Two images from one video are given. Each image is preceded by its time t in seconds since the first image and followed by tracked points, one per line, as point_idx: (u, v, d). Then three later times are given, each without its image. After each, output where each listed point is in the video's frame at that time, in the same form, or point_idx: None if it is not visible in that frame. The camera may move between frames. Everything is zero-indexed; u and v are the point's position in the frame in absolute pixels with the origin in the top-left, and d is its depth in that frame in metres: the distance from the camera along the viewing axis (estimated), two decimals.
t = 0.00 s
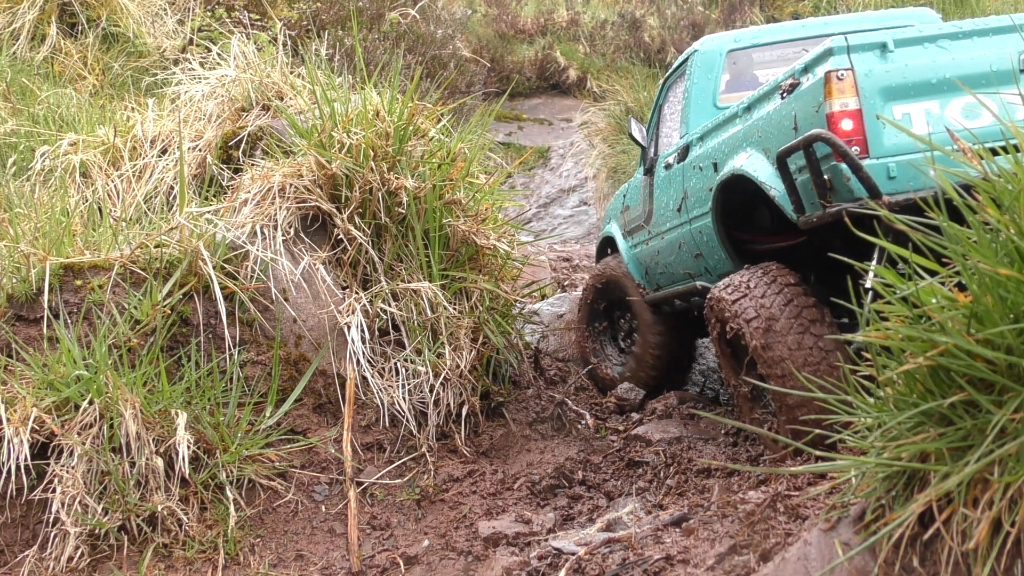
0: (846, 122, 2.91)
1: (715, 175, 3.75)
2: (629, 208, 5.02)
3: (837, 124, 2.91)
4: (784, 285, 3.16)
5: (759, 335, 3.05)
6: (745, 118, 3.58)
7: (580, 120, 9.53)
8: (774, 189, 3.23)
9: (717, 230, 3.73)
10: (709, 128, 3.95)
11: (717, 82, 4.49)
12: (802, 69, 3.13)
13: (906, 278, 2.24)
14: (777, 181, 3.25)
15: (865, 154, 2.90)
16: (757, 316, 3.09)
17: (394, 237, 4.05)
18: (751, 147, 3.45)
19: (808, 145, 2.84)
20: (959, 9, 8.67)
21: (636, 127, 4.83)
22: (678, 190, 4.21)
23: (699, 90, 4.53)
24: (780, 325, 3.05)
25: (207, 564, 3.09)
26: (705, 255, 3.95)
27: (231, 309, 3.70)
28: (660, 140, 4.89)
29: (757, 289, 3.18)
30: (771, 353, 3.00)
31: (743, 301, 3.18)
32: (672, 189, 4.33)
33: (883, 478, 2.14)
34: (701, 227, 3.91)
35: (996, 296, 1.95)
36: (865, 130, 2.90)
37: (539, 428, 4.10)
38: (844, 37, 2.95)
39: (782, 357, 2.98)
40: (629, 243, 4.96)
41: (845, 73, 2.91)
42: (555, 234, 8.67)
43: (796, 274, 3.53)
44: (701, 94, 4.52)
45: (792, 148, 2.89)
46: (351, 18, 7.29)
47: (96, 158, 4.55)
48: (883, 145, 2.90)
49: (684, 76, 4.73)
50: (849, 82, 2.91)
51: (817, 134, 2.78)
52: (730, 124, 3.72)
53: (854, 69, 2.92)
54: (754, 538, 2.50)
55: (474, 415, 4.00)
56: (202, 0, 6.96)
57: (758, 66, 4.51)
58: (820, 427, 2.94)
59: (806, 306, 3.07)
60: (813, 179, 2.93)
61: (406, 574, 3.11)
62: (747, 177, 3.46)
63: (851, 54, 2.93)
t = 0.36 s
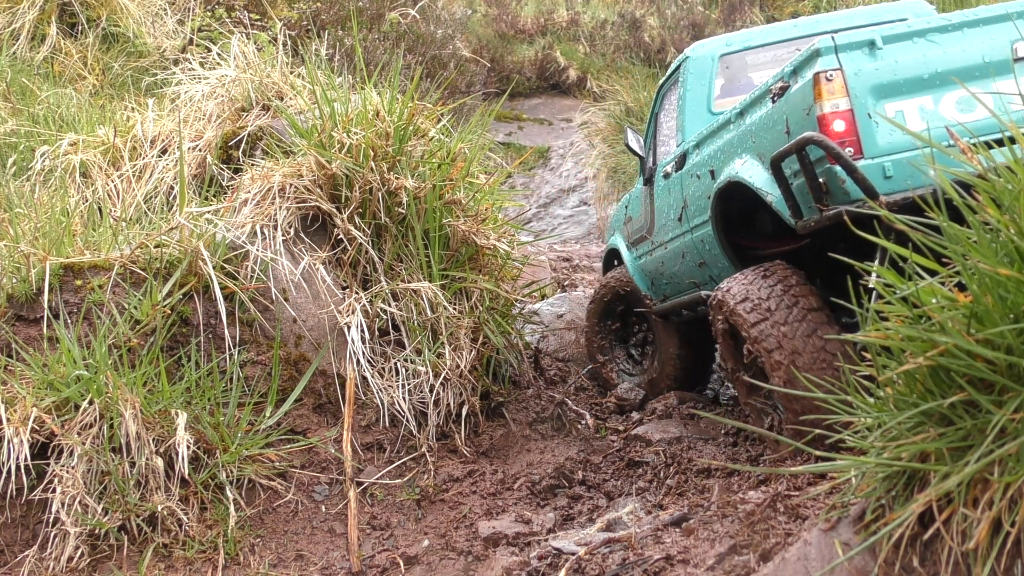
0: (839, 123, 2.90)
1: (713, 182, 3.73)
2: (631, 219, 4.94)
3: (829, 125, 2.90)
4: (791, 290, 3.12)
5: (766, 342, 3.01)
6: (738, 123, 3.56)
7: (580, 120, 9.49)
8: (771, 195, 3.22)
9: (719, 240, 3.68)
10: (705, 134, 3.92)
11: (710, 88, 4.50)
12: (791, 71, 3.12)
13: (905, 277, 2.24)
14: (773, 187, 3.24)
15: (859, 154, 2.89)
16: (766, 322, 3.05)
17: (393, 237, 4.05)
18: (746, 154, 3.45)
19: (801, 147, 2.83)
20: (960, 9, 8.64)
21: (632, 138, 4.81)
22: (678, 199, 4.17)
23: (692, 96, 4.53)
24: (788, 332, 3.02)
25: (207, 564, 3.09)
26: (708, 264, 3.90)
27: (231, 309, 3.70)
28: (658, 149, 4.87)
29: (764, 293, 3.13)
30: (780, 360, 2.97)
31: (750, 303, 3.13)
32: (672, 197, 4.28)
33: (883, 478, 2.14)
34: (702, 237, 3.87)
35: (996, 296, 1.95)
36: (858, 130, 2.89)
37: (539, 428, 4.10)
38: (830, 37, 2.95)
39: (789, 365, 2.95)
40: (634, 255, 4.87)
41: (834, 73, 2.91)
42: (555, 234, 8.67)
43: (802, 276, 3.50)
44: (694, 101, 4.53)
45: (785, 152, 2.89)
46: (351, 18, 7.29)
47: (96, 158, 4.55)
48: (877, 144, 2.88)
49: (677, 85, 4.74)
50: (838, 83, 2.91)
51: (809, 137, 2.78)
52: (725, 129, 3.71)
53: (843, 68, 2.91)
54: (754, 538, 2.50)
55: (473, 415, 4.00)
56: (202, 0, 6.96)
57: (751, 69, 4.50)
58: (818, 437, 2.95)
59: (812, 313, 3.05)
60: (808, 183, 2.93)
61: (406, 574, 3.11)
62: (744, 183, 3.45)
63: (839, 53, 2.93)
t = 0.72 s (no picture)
0: (821, 131, 2.88)
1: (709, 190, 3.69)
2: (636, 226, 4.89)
3: (811, 134, 2.88)
4: (797, 299, 3.08)
5: (770, 353, 2.98)
6: (729, 129, 3.53)
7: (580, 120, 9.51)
8: (761, 205, 3.17)
9: (721, 252, 3.63)
10: (701, 139, 3.86)
11: (705, 91, 4.51)
12: (772, 79, 3.10)
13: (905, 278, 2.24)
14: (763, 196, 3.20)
15: (844, 161, 2.86)
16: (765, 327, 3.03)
17: (393, 237, 4.05)
18: (734, 163, 3.42)
19: (782, 158, 2.82)
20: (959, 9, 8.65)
21: (632, 144, 4.78)
22: (678, 207, 4.11)
23: (689, 99, 4.54)
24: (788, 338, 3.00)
25: (207, 564, 3.10)
26: (713, 271, 3.86)
27: (231, 309, 3.70)
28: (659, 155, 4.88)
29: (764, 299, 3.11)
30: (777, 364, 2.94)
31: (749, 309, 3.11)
32: (672, 204, 4.23)
33: (883, 478, 2.14)
34: (706, 243, 3.82)
35: (996, 296, 1.95)
36: (841, 137, 2.87)
37: (539, 428, 4.11)
38: (807, 43, 2.92)
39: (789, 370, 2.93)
40: (644, 260, 4.80)
41: (812, 80, 2.88)
42: (555, 234, 8.67)
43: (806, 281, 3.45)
44: (691, 105, 4.54)
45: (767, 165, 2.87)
46: (351, 18, 7.29)
47: (96, 158, 4.55)
48: (861, 150, 2.86)
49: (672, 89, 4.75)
50: (818, 89, 2.88)
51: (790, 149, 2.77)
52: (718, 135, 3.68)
53: (822, 74, 2.89)
54: (754, 538, 2.50)
55: (473, 415, 4.00)
56: (202, 0, 6.96)
57: (748, 67, 4.50)
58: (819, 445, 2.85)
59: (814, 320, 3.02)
60: (794, 193, 2.92)
61: (406, 574, 3.12)
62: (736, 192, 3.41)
63: (816, 59, 2.91)
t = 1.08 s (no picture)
0: (804, 127, 2.82)
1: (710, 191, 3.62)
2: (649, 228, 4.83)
3: (795, 131, 2.82)
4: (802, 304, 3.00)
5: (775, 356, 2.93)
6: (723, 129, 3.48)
7: (580, 120, 9.51)
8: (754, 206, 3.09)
9: (727, 253, 3.57)
10: (701, 139, 3.81)
11: (707, 89, 4.49)
12: (755, 75, 3.06)
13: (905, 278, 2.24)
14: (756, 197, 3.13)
15: (829, 158, 2.81)
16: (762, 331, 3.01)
17: (393, 237, 4.05)
18: (730, 164, 3.36)
19: (766, 158, 2.74)
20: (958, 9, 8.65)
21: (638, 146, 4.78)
22: (687, 211, 4.07)
23: (691, 99, 4.52)
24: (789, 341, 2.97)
25: (207, 564, 3.10)
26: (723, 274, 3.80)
27: (231, 309, 3.69)
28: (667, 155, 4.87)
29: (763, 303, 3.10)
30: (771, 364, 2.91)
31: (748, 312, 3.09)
32: (681, 207, 4.17)
33: (884, 478, 2.14)
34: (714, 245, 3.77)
35: (996, 296, 1.95)
36: (826, 132, 2.81)
37: (539, 427, 4.11)
38: (787, 36, 2.88)
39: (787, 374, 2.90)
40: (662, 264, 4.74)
41: (793, 75, 2.83)
42: (555, 234, 8.66)
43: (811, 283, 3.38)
44: (693, 104, 4.53)
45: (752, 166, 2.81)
46: (351, 18, 7.29)
47: (96, 158, 4.55)
48: (846, 145, 2.81)
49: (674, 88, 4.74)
50: (799, 84, 2.83)
51: (773, 147, 2.69)
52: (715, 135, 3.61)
53: (803, 69, 2.84)
54: (754, 538, 2.50)
55: (474, 415, 4.00)
56: (202, 0, 6.96)
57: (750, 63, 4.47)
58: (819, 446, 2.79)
59: (816, 321, 2.99)
60: (781, 193, 2.84)
61: (406, 574, 3.12)
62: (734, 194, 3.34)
63: (797, 53, 2.86)
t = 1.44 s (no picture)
0: (801, 102, 2.60)
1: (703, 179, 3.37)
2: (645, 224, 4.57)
3: (791, 106, 2.60)
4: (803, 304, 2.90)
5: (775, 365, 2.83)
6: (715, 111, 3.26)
7: (580, 120, 9.51)
8: (750, 189, 2.86)
9: (724, 245, 3.37)
10: (693, 124, 3.57)
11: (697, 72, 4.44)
12: (747, 49, 2.85)
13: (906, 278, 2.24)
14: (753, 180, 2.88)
15: (828, 134, 2.58)
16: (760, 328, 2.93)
17: (393, 237, 4.05)
18: (724, 147, 3.11)
19: (761, 135, 2.53)
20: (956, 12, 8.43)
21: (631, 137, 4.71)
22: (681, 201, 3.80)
23: (682, 82, 4.46)
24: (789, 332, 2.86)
25: (207, 564, 3.10)
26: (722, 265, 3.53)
27: (231, 309, 3.69)
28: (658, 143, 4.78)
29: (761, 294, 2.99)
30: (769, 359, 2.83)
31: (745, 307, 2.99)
32: (675, 197, 3.90)
33: (884, 478, 2.14)
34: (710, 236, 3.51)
35: (995, 296, 1.95)
36: (824, 107, 2.59)
37: (539, 428, 4.11)
38: (780, 6, 2.68)
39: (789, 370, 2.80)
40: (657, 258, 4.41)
41: (787, 46, 2.63)
42: (556, 234, 8.66)
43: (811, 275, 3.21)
44: (683, 88, 4.47)
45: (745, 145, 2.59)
46: (351, 18, 7.29)
47: (96, 158, 4.55)
48: (847, 120, 2.59)
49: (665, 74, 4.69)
50: (795, 56, 2.62)
51: (768, 122, 2.48)
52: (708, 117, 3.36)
53: (798, 40, 2.63)
54: (754, 539, 2.51)
55: (473, 415, 4.00)
56: (202, 0, 6.97)
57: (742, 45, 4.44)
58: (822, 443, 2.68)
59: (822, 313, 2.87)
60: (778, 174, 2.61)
61: (406, 574, 3.12)
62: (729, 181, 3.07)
63: (791, 24, 2.66)
